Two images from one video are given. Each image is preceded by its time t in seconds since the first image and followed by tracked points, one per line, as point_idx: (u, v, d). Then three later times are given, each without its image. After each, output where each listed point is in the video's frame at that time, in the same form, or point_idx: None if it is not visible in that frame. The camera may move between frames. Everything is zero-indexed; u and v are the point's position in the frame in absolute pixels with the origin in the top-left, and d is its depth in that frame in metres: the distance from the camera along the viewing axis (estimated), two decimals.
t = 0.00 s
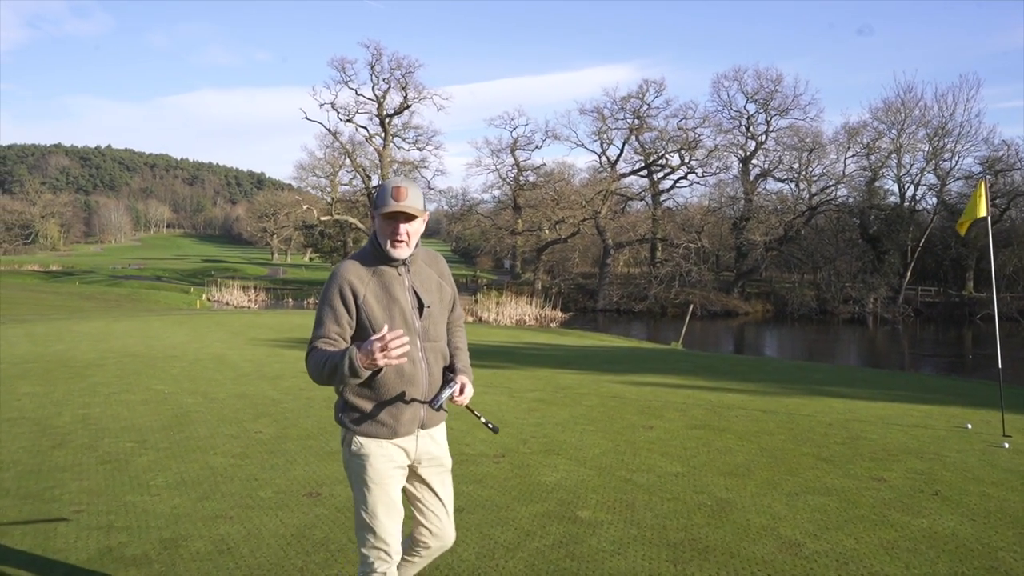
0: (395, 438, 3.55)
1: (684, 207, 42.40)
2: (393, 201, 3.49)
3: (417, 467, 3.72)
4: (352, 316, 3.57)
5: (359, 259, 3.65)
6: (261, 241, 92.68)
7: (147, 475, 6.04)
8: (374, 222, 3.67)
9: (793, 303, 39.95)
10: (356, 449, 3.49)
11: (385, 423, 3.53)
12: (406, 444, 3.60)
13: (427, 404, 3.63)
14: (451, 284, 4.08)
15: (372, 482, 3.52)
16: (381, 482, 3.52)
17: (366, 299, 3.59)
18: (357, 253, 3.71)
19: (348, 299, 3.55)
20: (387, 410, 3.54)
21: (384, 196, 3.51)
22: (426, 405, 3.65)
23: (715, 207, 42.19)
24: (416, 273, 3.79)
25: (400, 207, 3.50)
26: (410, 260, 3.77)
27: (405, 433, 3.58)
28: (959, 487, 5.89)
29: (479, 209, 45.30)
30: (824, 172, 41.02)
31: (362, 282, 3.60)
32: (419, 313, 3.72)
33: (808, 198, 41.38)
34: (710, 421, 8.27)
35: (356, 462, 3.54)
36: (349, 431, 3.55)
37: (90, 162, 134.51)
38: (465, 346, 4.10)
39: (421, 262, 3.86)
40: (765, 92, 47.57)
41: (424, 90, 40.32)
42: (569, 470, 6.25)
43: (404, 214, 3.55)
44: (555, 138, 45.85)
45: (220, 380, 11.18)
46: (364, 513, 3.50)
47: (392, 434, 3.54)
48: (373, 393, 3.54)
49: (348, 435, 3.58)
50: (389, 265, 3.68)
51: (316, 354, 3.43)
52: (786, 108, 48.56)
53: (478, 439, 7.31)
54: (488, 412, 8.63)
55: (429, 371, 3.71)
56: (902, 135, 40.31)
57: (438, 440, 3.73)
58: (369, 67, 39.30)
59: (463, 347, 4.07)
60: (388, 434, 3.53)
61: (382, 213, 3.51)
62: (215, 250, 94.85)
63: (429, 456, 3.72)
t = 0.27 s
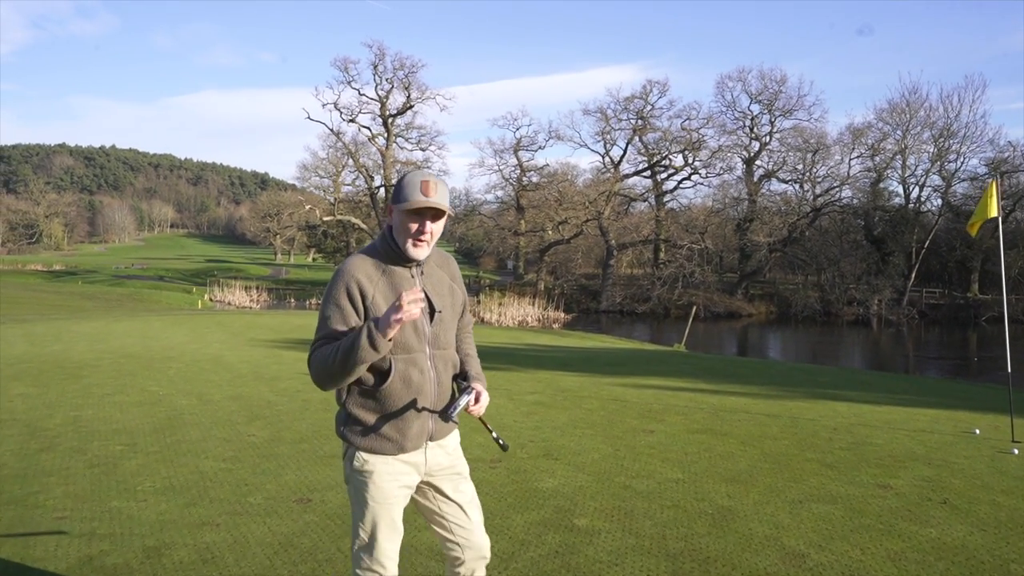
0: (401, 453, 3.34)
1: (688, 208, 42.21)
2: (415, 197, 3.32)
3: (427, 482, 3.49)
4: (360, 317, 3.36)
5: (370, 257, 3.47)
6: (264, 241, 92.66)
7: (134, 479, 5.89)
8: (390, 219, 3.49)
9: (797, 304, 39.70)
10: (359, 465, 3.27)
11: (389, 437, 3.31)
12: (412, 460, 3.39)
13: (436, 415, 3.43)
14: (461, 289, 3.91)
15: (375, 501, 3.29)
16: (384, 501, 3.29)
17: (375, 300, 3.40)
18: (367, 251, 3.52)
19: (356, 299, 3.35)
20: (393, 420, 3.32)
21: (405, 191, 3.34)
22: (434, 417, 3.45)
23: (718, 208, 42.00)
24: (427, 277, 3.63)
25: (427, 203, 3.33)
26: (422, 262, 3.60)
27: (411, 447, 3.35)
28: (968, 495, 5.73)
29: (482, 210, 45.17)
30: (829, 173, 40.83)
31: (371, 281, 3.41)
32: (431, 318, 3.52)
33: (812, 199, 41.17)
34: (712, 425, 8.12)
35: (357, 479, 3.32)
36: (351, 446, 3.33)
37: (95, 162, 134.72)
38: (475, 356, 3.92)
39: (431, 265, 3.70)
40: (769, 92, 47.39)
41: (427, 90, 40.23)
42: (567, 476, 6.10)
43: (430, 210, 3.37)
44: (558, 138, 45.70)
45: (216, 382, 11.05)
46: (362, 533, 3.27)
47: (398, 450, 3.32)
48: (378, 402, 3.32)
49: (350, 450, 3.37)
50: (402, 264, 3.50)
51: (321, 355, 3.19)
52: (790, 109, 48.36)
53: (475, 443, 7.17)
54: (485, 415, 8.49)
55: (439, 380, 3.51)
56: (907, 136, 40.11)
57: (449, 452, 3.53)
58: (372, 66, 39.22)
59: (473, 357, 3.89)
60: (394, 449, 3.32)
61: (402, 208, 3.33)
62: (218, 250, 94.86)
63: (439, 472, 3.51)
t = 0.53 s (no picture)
0: (417, 484, 3.07)
1: (688, 208, 42.00)
2: (446, 202, 3.04)
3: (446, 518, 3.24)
4: (381, 330, 3.05)
5: (394, 265, 3.17)
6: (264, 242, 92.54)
7: (113, 491, 5.69)
8: (416, 225, 3.21)
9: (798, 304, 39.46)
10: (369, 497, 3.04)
11: (404, 465, 3.03)
12: (429, 492, 3.13)
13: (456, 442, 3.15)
14: (492, 309, 3.59)
15: (382, 537, 3.06)
16: (392, 538, 3.06)
17: (397, 311, 3.09)
18: (390, 259, 3.23)
19: (377, 309, 3.04)
20: (410, 447, 3.04)
21: (434, 195, 3.06)
22: (456, 443, 3.17)
23: (719, 208, 41.81)
24: (455, 288, 3.32)
25: (458, 208, 3.07)
26: (451, 272, 3.30)
27: (427, 478, 3.09)
28: (978, 506, 5.52)
29: (482, 210, 45.01)
30: (830, 173, 40.63)
31: (393, 290, 3.10)
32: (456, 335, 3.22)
33: (813, 199, 40.95)
34: (712, 432, 7.91)
35: (366, 512, 3.08)
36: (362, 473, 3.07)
37: (95, 163, 134.67)
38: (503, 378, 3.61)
39: (460, 277, 3.39)
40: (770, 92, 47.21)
41: (426, 90, 40.07)
42: (560, 487, 5.90)
43: (461, 216, 3.10)
44: (558, 138, 45.54)
45: (208, 387, 10.85)
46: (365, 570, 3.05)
47: (413, 480, 3.05)
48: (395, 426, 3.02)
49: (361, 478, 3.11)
50: (428, 274, 3.20)
51: (337, 370, 2.88)
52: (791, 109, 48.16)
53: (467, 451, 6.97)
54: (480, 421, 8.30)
55: (463, 404, 3.20)
56: (908, 135, 39.91)
57: (470, 483, 3.26)
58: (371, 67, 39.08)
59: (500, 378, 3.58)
60: (409, 479, 3.05)
61: (431, 212, 3.05)
62: (219, 251, 94.77)
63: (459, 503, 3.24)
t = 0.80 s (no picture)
0: (466, 494, 2.92)
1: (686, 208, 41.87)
2: (497, 191, 2.92)
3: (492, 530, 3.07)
4: (426, 329, 2.95)
5: (440, 261, 3.06)
6: (262, 242, 92.35)
7: (89, 499, 5.53)
8: (464, 218, 3.09)
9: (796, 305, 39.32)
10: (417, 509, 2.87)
11: (452, 474, 2.88)
12: (477, 503, 2.96)
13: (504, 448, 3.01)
14: (537, 313, 3.48)
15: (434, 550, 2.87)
16: (444, 552, 2.87)
17: (443, 308, 2.97)
18: (436, 253, 3.12)
19: (421, 306, 2.93)
20: (461, 454, 2.89)
21: (485, 185, 2.94)
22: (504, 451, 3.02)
23: (717, 208, 41.63)
24: (504, 287, 3.21)
25: (509, 199, 2.94)
26: (499, 270, 3.19)
27: (477, 486, 2.93)
28: (978, 515, 5.38)
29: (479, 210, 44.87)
30: (828, 173, 40.49)
31: (439, 287, 2.99)
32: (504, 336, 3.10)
33: (811, 200, 40.88)
34: (707, 436, 7.76)
35: (414, 528, 2.90)
36: (407, 486, 2.91)
37: (94, 163, 134.45)
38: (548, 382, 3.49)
39: (507, 277, 3.27)
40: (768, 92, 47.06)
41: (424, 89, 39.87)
42: (550, 495, 5.75)
43: (512, 207, 2.98)
44: (556, 138, 45.40)
45: (195, 389, 10.66)
46: None
47: (462, 490, 2.90)
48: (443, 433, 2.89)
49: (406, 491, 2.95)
50: (476, 270, 3.08)
51: (378, 379, 2.83)
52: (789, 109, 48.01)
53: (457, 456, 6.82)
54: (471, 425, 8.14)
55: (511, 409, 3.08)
56: (906, 135, 39.79)
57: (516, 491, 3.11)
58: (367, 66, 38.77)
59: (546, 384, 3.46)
60: (458, 490, 2.89)
61: (481, 204, 2.94)
62: (217, 250, 94.56)
63: (507, 512, 3.10)
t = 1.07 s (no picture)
0: (485, 506, 2.70)
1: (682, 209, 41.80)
2: (509, 185, 2.79)
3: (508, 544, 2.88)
4: (439, 331, 2.80)
5: (453, 260, 2.93)
6: (257, 244, 92.10)
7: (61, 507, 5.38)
8: (477, 213, 2.96)
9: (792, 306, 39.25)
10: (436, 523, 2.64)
11: (471, 485, 2.68)
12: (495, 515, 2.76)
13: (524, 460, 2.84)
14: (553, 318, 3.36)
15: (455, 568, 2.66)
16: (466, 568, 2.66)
17: (458, 310, 2.83)
18: (449, 252, 2.99)
19: (435, 307, 2.79)
20: (478, 463, 2.70)
21: (497, 179, 2.81)
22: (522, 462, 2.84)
23: (713, 209, 41.56)
24: (521, 288, 3.08)
25: (523, 191, 2.81)
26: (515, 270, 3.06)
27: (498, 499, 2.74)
28: (972, 522, 5.25)
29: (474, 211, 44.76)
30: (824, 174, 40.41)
31: (453, 287, 2.86)
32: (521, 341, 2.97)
33: (807, 201, 40.86)
34: (699, 441, 7.62)
35: (432, 545, 2.69)
36: (421, 498, 2.69)
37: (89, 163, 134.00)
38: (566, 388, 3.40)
39: (525, 277, 3.15)
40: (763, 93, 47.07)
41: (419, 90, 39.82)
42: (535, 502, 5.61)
43: (529, 202, 2.85)
44: (552, 139, 45.31)
45: (181, 393, 10.50)
46: None
47: (480, 502, 2.69)
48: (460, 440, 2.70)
49: (419, 505, 2.72)
50: (491, 269, 2.95)
51: (389, 384, 2.68)
52: (785, 110, 48.01)
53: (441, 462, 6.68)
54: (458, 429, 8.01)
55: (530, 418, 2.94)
56: (901, 137, 39.77)
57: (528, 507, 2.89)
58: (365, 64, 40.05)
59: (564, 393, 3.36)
60: (476, 501, 2.68)
61: (493, 197, 2.80)
62: (213, 252, 94.29)
63: (523, 528, 2.89)
